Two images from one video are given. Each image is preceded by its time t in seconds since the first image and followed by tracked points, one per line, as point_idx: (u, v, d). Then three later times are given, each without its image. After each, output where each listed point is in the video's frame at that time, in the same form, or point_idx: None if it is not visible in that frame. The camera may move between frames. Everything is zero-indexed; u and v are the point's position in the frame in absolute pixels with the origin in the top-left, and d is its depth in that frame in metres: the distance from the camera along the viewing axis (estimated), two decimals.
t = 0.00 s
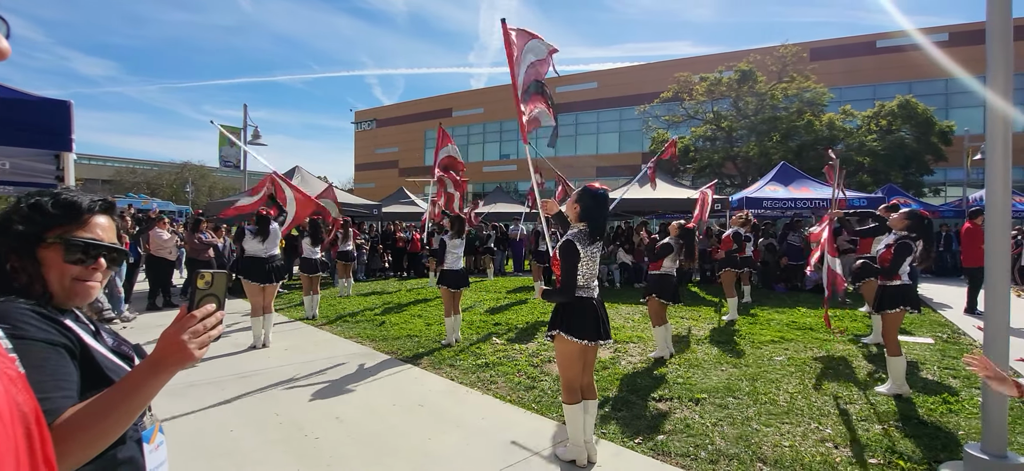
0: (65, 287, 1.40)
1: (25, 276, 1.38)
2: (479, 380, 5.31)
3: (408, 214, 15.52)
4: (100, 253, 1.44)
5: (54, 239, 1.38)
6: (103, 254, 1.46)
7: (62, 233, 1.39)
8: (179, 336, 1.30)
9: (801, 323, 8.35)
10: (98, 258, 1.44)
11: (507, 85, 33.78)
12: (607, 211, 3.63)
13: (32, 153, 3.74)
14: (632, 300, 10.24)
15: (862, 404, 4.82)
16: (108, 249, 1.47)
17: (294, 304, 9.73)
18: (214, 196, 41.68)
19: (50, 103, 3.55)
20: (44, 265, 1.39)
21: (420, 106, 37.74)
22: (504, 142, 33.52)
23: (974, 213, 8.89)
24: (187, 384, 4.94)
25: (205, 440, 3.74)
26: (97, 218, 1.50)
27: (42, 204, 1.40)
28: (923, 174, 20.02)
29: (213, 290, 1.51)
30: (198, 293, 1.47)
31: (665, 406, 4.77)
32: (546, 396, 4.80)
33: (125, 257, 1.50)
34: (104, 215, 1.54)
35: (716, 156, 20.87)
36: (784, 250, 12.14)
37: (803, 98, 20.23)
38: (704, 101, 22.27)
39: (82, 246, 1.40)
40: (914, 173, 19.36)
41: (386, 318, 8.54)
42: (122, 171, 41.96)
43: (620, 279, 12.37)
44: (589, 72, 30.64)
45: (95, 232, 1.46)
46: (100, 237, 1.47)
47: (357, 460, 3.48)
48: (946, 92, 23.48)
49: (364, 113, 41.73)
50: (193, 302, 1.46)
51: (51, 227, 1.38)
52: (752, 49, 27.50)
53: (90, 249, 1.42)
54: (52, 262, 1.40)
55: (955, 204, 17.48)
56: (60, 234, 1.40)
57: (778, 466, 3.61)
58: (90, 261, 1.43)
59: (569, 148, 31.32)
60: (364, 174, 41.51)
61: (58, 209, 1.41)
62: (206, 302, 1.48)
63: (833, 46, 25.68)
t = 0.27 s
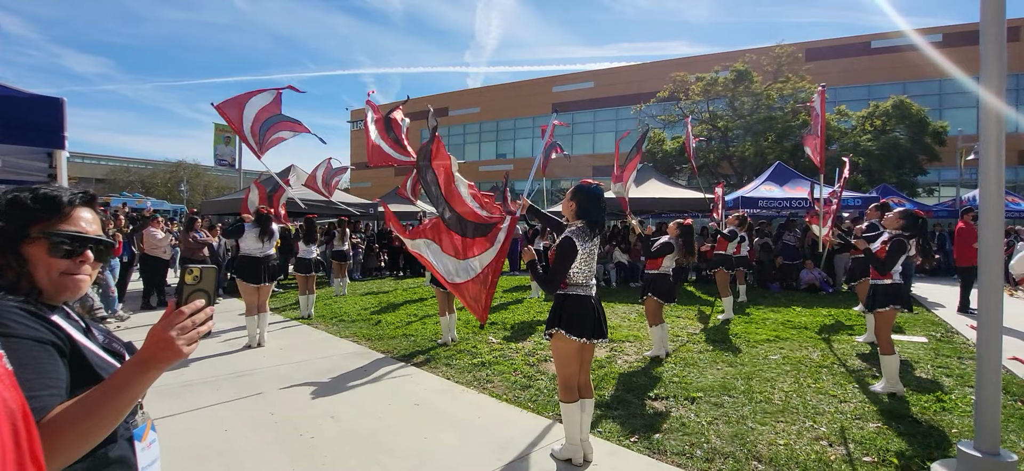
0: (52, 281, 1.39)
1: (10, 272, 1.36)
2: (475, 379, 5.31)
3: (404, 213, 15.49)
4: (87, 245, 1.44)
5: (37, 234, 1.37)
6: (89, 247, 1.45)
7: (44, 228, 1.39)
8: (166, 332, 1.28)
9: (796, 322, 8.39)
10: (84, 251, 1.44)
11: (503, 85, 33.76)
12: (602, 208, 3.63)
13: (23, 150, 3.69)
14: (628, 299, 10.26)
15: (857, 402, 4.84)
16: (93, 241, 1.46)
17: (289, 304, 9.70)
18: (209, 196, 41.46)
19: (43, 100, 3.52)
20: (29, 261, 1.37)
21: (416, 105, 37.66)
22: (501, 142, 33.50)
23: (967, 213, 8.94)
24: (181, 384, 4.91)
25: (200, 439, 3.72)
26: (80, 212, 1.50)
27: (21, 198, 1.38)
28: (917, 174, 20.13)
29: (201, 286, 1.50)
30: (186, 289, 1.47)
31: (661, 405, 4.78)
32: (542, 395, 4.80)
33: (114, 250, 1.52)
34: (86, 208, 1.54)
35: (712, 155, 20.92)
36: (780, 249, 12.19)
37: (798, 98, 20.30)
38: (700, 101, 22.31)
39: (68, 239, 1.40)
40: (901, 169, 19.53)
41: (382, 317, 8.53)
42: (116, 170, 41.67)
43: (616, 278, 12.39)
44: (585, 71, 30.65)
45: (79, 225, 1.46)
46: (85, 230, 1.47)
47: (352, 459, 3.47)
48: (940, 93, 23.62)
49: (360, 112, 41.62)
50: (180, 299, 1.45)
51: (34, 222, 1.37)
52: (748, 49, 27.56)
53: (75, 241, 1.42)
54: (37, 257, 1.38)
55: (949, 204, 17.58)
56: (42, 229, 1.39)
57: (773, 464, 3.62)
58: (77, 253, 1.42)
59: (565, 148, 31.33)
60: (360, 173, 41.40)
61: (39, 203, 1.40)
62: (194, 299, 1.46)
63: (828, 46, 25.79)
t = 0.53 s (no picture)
0: (44, 282, 1.38)
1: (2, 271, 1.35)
2: (472, 378, 5.31)
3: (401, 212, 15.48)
4: (79, 247, 1.42)
5: (30, 235, 1.36)
6: (84, 249, 1.44)
7: (38, 229, 1.38)
8: (156, 333, 1.27)
9: (793, 321, 8.42)
10: (78, 253, 1.43)
11: (501, 84, 33.74)
12: (592, 206, 3.64)
13: (16, 149, 3.67)
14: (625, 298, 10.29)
15: (853, 401, 4.86)
16: (88, 244, 1.45)
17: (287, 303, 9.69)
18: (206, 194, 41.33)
19: (36, 98, 3.50)
20: (21, 262, 1.36)
21: (414, 104, 37.63)
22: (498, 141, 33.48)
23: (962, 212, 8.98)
24: (176, 383, 4.90)
25: (195, 439, 3.71)
26: (75, 213, 1.49)
27: (17, 197, 1.37)
28: (913, 173, 20.21)
29: (194, 286, 1.50)
30: (178, 290, 1.47)
31: (658, 403, 4.78)
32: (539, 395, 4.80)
33: (105, 253, 1.47)
34: (82, 209, 1.53)
35: (708, 155, 20.97)
36: (776, 249, 12.22)
37: (795, 98, 20.38)
38: (697, 100, 22.36)
39: (59, 241, 1.38)
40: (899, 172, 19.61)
41: (379, 317, 8.52)
42: (112, 168, 41.51)
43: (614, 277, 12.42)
44: (583, 71, 30.65)
45: (73, 227, 1.45)
46: (78, 232, 1.46)
47: (348, 458, 3.47)
48: (936, 93, 23.70)
49: (357, 111, 41.57)
50: (172, 300, 1.44)
51: (28, 222, 1.36)
52: (745, 49, 27.62)
53: (69, 244, 1.40)
54: (29, 257, 1.37)
55: (944, 203, 17.66)
56: (36, 229, 1.38)
57: (769, 463, 3.62)
58: (69, 255, 1.41)
59: (563, 147, 31.33)
60: (357, 172, 41.34)
61: (34, 203, 1.39)
62: (186, 300, 1.46)
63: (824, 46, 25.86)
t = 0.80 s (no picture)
0: (43, 278, 1.37)
1: None
2: (470, 377, 5.30)
3: (399, 211, 15.46)
4: (77, 243, 1.42)
5: (28, 231, 1.35)
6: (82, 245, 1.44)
7: (36, 225, 1.36)
8: (151, 333, 1.26)
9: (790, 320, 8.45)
10: (75, 248, 1.43)
11: (499, 83, 33.73)
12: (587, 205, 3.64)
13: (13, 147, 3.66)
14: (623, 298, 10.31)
15: (849, 400, 4.87)
16: (84, 239, 1.45)
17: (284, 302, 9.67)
18: (204, 193, 41.20)
19: (32, 95, 3.49)
20: (19, 258, 1.35)
21: (412, 104, 37.57)
22: (497, 140, 33.47)
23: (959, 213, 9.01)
24: (173, 382, 4.89)
25: (192, 438, 3.69)
26: (71, 209, 1.48)
27: (12, 194, 1.36)
28: (910, 174, 20.26)
29: (190, 286, 1.48)
30: (175, 289, 1.45)
31: (655, 403, 4.79)
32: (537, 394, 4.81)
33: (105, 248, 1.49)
34: (77, 205, 1.52)
35: (707, 155, 20.99)
36: (774, 249, 12.23)
37: (793, 98, 20.41)
38: (696, 100, 22.37)
39: (58, 236, 1.38)
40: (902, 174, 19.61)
41: (377, 316, 8.50)
42: (108, 167, 41.34)
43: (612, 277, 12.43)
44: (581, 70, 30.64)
45: (71, 223, 1.44)
46: (76, 227, 1.45)
47: (345, 457, 3.46)
48: (933, 94, 23.75)
49: (356, 110, 41.50)
50: (168, 299, 1.43)
51: (24, 219, 1.35)
52: (743, 49, 27.65)
53: (66, 240, 1.40)
54: (28, 253, 1.36)
55: (941, 204, 17.70)
56: (33, 225, 1.36)
57: (766, 461, 3.63)
58: (67, 251, 1.41)
59: (561, 147, 31.32)
60: (355, 172, 41.27)
61: (30, 200, 1.38)
62: (182, 300, 1.45)
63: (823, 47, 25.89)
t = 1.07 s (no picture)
0: (36, 271, 1.36)
1: None
2: (467, 376, 5.29)
3: (396, 210, 15.43)
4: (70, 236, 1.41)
5: (19, 223, 1.33)
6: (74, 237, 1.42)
7: (27, 216, 1.35)
8: (144, 328, 1.25)
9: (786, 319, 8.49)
10: (67, 241, 1.41)
11: (496, 82, 33.70)
12: (586, 202, 3.63)
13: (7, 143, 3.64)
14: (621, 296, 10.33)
15: (846, 397, 4.88)
16: (75, 231, 1.43)
17: (281, 301, 9.63)
18: (200, 192, 41.06)
19: (25, 91, 3.47)
20: (9, 250, 1.33)
21: (409, 102, 37.50)
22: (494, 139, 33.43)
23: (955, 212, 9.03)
24: (169, 381, 4.86)
25: (188, 436, 3.67)
26: (59, 200, 1.46)
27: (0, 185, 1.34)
28: (906, 173, 20.31)
29: (183, 280, 1.46)
30: (168, 284, 1.43)
31: (653, 401, 4.78)
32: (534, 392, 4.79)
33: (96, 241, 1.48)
34: (63, 196, 1.50)
35: (704, 154, 21.02)
36: (771, 247, 12.25)
37: (790, 97, 20.46)
38: (693, 100, 22.39)
39: (49, 229, 1.36)
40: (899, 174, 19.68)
41: (374, 314, 8.47)
42: (104, 165, 41.15)
43: (609, 276, 12.45)
44: (578, 69, 30.62)
45: (62, 214, 1.42)
46: (67, 220, 1.44)
47: (342, 456, 3.45)
48: (929, 93, 23.82)
49: (353, 109, 41.42)
50: (160, 294, 1.41)
51: (13, 210, 1.33)
52: (741, 48, 27.69)
53: (56, 231, 1.38)
54: (19, 247, 1.34)
55: (937, 203, 17.74)
56: (23, 217, 1.34)
57: (763, 459, 3.63)
58: (59, 243, 1.39)
59: (559, 145, 31.31)
60: (353, 170, 41.20)
61: (18, 191, 1.36)
62: (174, 294, 1.43)
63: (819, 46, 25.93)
